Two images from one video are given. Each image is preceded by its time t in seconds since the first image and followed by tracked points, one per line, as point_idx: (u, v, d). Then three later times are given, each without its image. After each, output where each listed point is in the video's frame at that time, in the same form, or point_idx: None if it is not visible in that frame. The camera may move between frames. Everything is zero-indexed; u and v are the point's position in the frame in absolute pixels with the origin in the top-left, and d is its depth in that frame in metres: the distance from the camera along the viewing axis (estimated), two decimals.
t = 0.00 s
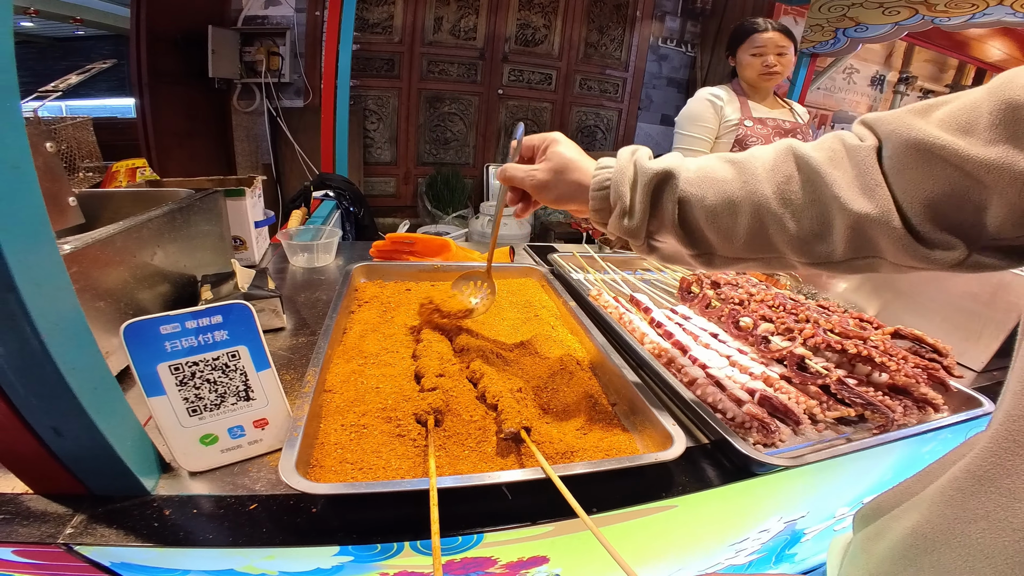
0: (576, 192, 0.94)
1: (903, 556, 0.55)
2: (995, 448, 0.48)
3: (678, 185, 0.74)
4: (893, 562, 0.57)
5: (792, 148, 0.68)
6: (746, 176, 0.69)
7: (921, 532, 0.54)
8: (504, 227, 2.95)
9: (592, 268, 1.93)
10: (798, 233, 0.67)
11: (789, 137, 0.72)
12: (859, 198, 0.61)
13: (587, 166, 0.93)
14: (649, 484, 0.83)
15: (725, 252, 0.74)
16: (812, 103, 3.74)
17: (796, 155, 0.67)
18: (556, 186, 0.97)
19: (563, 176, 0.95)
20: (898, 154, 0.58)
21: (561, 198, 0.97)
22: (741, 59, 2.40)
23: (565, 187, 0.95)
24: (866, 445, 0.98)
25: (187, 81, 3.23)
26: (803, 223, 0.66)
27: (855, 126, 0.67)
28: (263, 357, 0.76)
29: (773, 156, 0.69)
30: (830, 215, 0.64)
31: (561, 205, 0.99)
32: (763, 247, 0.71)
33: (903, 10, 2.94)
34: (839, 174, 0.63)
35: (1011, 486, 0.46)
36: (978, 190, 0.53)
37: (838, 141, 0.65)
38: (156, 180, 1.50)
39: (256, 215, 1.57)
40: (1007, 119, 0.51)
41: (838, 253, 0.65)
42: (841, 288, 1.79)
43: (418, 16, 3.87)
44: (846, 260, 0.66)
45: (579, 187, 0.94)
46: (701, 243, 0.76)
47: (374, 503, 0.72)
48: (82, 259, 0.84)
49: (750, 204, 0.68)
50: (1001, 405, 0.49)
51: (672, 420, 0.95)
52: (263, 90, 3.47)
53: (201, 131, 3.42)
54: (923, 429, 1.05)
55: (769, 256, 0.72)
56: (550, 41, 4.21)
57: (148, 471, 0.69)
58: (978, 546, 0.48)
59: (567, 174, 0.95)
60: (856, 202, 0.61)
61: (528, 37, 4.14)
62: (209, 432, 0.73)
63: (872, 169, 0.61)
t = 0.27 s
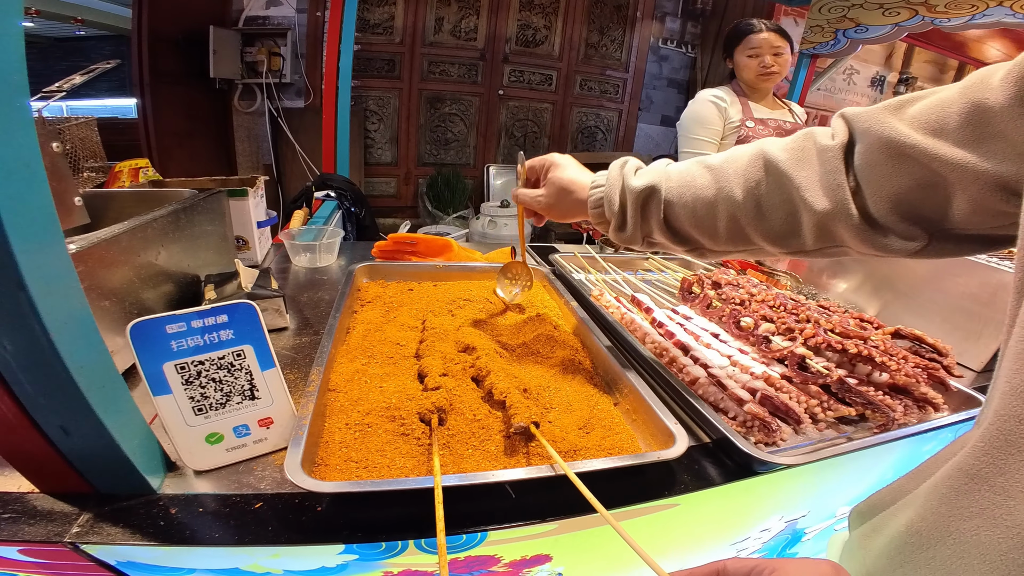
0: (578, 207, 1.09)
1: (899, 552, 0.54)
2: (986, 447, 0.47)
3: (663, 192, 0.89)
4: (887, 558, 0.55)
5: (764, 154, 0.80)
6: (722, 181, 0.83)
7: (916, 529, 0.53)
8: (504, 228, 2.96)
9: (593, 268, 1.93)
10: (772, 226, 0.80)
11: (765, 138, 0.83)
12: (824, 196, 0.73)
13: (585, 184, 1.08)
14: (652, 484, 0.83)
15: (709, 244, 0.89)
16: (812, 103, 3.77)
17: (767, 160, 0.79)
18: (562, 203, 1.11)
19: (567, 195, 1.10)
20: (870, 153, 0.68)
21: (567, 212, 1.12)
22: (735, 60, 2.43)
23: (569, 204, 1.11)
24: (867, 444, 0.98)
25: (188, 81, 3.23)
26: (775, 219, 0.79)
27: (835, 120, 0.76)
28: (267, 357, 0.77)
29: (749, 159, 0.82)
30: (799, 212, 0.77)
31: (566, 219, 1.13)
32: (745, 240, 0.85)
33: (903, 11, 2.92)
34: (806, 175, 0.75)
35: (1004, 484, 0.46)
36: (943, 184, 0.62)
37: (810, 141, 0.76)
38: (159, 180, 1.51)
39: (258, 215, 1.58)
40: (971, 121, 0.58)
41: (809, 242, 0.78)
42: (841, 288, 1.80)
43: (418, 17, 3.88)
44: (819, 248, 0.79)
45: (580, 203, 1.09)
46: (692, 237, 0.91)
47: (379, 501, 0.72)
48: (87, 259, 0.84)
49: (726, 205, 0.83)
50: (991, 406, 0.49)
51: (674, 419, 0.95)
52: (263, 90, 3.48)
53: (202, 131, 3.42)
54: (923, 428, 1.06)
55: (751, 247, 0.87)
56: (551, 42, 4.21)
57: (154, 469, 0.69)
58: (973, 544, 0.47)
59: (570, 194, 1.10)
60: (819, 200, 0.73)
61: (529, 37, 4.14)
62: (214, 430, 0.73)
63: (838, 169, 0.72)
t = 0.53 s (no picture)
0: (543, 207, 1.06)
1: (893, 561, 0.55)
2: (963, 457, 0.48)
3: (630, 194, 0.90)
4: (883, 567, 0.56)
5: (732, 158, 0.82)
6: (690, 185, 0.85)
7: (905, 536, 0.53)
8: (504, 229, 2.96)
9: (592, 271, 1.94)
10: (737, 231, 0.82)
11: (731, 143, 0.86)
12: (790, 201, 0.75)
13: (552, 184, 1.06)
14: (652, 488, 0.83)
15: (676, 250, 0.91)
16: (812, 105, 3.79)
17: (735, 164, 0.81)
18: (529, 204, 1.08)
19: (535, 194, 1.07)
20: (834, 159, 0.70)
21: (533, 213, 1.09)
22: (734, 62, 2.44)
23: (535, 205, 1.07)
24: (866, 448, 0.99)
25: (188, 83, 3.23)
26: (740, 223, 0.81)
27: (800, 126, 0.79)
28: (267, 361, 0.77)
29: (716, 163, 0.84)
30: (764, 218, 0.78)
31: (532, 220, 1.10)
32: (710, 246, 0.87)
33: (903, 12, 2.90)
34: (771, 179, 0.77)
35: (982, 492, 0.47)
36: (906, 193, 0.65)
37: (776, 147, 0.79)
38: (159, 183, 1.51)
39: (259, 218, 1.58)
40: (931, 130, 0.60)
41: (772, 248, 0.80)
42: (841, 291, 1.80)
43: (418, 18, 3.88)
44: (783, 255, 0.81)
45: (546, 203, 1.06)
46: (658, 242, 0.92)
47: (379, 506, 0.72)
48: (88, 263, 0.85)
49: (693, 210, 0.84)
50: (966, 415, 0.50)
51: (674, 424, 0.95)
52: (264, 91, 3.48)
53: (202, 132, 3.42)
54: (921, 432, 1.06)
55: (717, 252, 0.88)
56: (551, 43, 4.22)
57: (155, 473, 0.70)
58: (959, 550, 0.48)
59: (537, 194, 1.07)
60: (785, 204, 0.75)
61: (529, 39, 4.15)
62: (215, 435, 0.74)
63: (803, 174, 0.74)
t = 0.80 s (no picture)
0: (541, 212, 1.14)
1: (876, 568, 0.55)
2: (946, 461, 0.48)
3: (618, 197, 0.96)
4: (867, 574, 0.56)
5: (710, 159, 0.86)
6: (673, 185, 0.89)
7: (890, 543, 0.53)
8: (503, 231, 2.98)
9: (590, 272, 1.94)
10: (718, 229, 0.86)
11: (712, 144, 0.89)
12: (758, 202, 0.79)
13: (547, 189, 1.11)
14: (647, 489, 0.84)
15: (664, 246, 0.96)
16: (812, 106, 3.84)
17: (713, 166, 0.85)
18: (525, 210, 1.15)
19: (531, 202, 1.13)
20: (805, 162, 0.72)
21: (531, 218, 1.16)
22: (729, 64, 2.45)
23: (532, 211, 1.14)
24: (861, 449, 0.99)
25: (188, 84, 3.24)
26: (721, 222, 0.85)
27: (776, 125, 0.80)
28: (264, 362, 0.77)
29: (696, 166, 0.88)
30: (741, 217, 0.82)
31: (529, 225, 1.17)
32: (695, 242, 0.92)
33: (902, 14, 2.87)
34: (746, 181, 0.81)
35: (968, 499, 0.47)
36: (870, 194, 0.67)
37: (751, 148, 0.82)
38: (158, 184, 1.51)
39: (257, 219, 1.59)
40: (894, 132, 0.61)
41: (751, 244, 0.84)
42: (838, 292, 1.81)
43: (418, 19, 3.89)
44: (761, 251, 0.84)
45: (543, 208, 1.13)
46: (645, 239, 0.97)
47: (376, 506, 0.73)
48: (86, 264, 0.85)
49: (675, 209, 0.89)
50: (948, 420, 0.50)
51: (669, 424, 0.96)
52: (263, 92, 3.49)
53: (202, 134, 3.43)
54: (916, 433, 1.07)
55: (699, 249, 0.93)
56: (550, 44, 4.24)
57: (152, 474, 0.70)
58: (946, 557, 0.48)
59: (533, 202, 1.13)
60: (754, 205, 0.79)
61: (528, 40, 4.17)
62: (212, 435, 0.74)
63: (776, 176, 0.76)
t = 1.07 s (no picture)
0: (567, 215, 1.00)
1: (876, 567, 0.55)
2: (950, 455, 0.48)
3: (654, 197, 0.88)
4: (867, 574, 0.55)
5: (746, 158, 0.83)
6: (710, 186, 0.85)
7: (890, 542, 0.53)
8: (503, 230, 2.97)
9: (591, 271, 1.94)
10: (758, 231, 0.85)
11: (744, 143, 0.87)
12: (798, 205, 0.78)
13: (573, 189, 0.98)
14: (648, 487, 0.83)
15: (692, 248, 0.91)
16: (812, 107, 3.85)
17: (750, 166, 0.83)
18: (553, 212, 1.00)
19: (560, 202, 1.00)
20: (831, 166, 0.73)
21: (556, 220, 1.02)
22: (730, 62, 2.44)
23: (557, 215, 1.01)
24: (863, 447, 0.98)
25: (188, 83, 3.23)
26: (760, 224, 0.84)
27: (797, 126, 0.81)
28: (262, 358, 0.77)
29: (732, 166, 0.85)
30: (780, 220, 0.82)
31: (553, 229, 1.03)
32: (727, 245, 0.89)
33: (902, 13, 2.85)
34: (787, 182, 0.79)
35: (970, 496, 0.46)
36: (885, 198, 0.69)
37: (784, 148, 0.81)
38: (157, 181, 1.50)
39: (257, 217, 1.58)
40: (915, 134, 0.62)
41: (788, 246, 0.84)
42: (839, 291, 1.81)
43: (418, 19, 3.89)
44: (795, 252, 0.85)
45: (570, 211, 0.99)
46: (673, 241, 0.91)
47: (374, 504, 0.72)
48: (83, 260, 0.84)
49: (715, 212, 0.85)
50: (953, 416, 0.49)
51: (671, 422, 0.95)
52: (263, 92, 3.49)
53: (202, 133, 3.43)
54: (918, 431, 1.06)
55: (731, 252, 0.90)
56: (550, 44, 4.24)
57: (147, 471, 0.69)
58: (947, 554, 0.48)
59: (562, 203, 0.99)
60: (795, 208, 0.78)
61: (528, 40, 4.17)
62: (208, 432, 0.73)
63: (818, 178, 0.76)
